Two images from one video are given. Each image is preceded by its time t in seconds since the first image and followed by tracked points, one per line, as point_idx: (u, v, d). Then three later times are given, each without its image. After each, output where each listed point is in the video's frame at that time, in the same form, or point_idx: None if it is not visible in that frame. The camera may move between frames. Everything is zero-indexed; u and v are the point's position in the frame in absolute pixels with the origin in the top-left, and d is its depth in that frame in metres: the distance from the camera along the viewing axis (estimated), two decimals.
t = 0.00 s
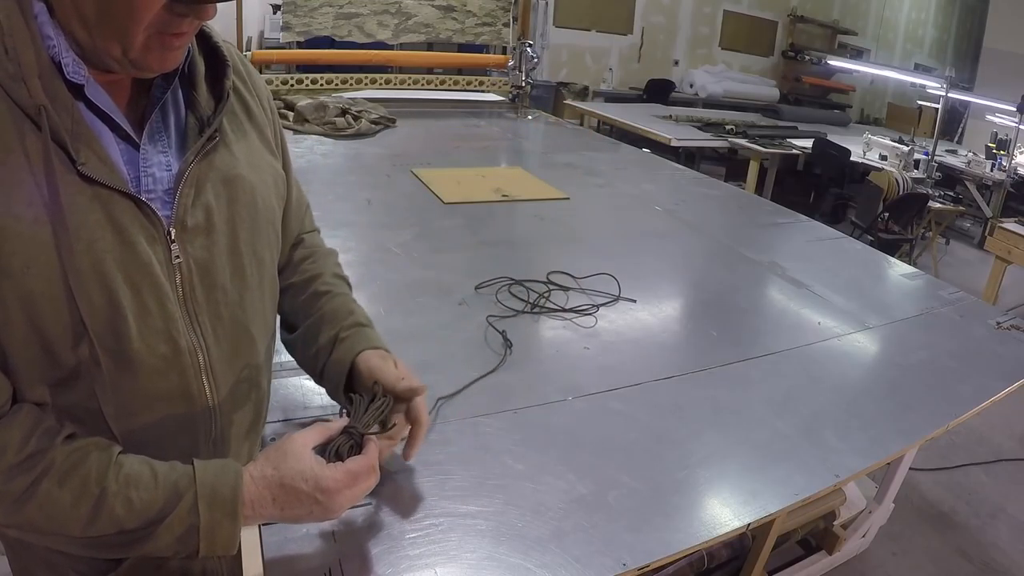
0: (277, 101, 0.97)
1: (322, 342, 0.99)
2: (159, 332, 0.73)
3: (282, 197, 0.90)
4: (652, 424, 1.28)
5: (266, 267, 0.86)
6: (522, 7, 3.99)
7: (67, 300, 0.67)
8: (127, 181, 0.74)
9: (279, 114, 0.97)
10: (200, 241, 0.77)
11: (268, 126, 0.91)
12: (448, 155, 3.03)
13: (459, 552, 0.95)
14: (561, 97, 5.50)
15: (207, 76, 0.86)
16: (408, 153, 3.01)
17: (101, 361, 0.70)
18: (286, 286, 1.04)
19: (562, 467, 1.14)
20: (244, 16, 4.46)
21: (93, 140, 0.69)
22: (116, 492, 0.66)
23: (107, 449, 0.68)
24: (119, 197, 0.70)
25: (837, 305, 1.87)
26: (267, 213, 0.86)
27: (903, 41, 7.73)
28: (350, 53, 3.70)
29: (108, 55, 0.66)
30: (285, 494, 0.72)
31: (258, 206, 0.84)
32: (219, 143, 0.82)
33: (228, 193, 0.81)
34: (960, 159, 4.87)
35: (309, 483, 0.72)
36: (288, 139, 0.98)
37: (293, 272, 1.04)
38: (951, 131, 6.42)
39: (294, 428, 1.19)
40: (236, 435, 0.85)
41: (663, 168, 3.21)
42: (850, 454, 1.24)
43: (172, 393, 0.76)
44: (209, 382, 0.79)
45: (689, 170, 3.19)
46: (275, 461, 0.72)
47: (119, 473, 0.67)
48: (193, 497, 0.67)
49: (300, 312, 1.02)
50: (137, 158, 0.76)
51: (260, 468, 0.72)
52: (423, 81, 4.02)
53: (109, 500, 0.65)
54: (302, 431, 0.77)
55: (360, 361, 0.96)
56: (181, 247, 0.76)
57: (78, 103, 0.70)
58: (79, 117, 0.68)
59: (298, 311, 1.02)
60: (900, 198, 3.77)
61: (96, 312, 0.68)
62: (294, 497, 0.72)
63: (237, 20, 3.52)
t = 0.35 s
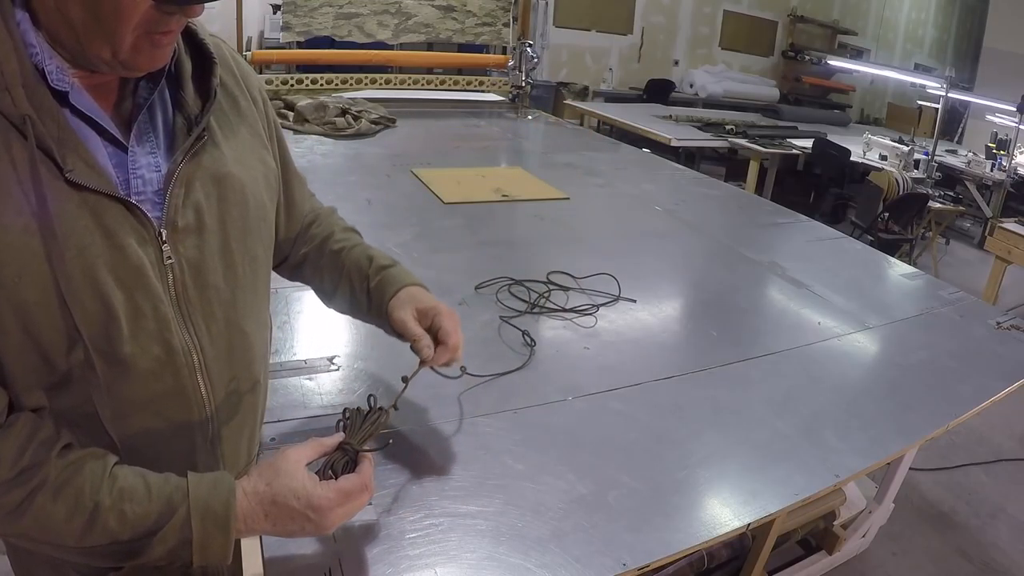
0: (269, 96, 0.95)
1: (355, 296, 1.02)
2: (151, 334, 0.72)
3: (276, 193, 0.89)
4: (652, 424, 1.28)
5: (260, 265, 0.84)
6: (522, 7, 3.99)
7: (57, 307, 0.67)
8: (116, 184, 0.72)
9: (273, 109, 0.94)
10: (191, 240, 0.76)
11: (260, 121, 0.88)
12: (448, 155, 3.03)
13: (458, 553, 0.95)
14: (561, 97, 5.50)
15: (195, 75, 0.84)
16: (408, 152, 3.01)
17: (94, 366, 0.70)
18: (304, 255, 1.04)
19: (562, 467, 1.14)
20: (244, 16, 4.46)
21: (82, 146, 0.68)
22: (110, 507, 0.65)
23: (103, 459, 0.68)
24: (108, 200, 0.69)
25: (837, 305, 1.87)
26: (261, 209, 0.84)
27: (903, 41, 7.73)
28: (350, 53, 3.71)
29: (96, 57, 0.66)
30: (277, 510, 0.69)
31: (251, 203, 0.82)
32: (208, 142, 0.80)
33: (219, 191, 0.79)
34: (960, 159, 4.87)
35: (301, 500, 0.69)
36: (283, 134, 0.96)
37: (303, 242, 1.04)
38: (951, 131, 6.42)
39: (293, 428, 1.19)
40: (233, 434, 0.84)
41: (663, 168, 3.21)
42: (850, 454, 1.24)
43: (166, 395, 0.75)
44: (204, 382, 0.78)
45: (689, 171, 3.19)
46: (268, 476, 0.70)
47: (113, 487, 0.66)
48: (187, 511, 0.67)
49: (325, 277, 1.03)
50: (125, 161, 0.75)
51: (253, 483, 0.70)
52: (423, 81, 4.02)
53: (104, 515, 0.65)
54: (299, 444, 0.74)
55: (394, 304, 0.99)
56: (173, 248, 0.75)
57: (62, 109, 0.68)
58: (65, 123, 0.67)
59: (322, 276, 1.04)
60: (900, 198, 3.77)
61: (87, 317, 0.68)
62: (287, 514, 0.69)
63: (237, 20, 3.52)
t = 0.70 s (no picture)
0: (263, 92, 0.92)
1: (374, 278, 1.02)
2: (140, 334, 0.70)
3: (270, 189, 0.87)
4: (652, 424, 1.28)
5: (253, 262, 0.82)
6: (522, 7, 3.99)
7: (43, 310, 0.65)
8: (103, 185, 0.70)
9: (267, 103, 0.92)
10: (180, 240, 0.74)
11: (251, 115, 0.86)
12: (447, 155, 3.03)
13: (458, 553, 0.95)
14: (561, 97, 5.50)
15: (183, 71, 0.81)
16: (408, 152, 3.01)
17: (83, 367, 0.69)
18: (313, 247, 1.03)
19: (562, 467, 1.14)
20: (244, 16, 4.46)
21: (66, 146, 0.66)
22: (99, 519, 0.65)
23: (94, 468, 0.67)
24: (93, 202, 0.68)
25: (837, 305, 1.87)
26: (253, 205, 0.82)
27: (903, 41, 7.73)
28: (350, 53, 3.71)
29: (83, 58, 0.64)
30: (266, 533, 0.69)
31: (242, 199, 0.80)
32: (196, 138, 0.78)
33: (208, 189, 0.77)
34: (960, 159, 4.88)
35: (289, 526, 0.69)
36: (278, 129, 0.95)
37: (311, 231, 1.02)
38: (951, 131, 6.42)
39: (293, 428, 1.19)
40: (228, 434, 0.82)
41: (663, 168, 3.21)
42: (850, 454, 1.24)
43: (158, 397, 0.73)
44: (197, 382, 0.76)
45: (689, 171, 3.19)
46: (258, 499, 0.70)
47: (103, 498, 0.66)
48: (175, 526, 0.67)
49: (338, 264, 1.03)
50: (111, 160, 0.73)
51: (243, 503, 0.70)
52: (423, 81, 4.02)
53: (93, 527, 0.65)
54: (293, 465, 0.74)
55: (419, 279, 1.00)
56: (162, 247, 0.73)
57: (44, 110, 0.66)
58: (49, 124, 0.65)
59: (335, 263, 1.03)
60: (900, 198, 3.77)
61: (75, 318, 0.67)
62: (274, 539, 0.69)
63: (237, 21, 3.52)
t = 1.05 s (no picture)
0: (255, 88, 0.91)
1: (398, 295, 1.00)
2: (134, 339, 0.70)
3: (265, 187, 0.85)
4: (652, 424, 1.28)
5: (248, 262, 0.81)
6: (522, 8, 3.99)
7: (35, 316, 0.65)
8: (90, 191, 0.69)
9: (260, 99, 0.91)
10: (171, 243, 0.73)
11: (244, 113, 0.85)
12: (447, 155, 3.03)
13: (458, 553, 0.95)
14: (561, 97, 5.50)
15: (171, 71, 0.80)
16: (408, 152, 3.01)
17: (77, 373, 0.68)
18: (331, 258, 1.00)
19: (562, 467, 1.14)
20: (244, 16, 4.46)
21: (53, 151, 0.65)
22: (96, 532, 0.65)
23: (92, 479, 0.67)
24: (84, 208, 0.67)
25: (837, 305, 1.87)
26: (247, 204, 0.81)
27: (903, 41, 7.73)
28: (350, 53, 3.71)
29: (63, 60, 0.62)
30: (260, 554, 0.69)
31: (236, 199, 0.79)
32: (187, 137, 0.77)
33: (199, 190, 0.76)
34: (960, 159, 4.88)
35: (284, 554, 0.68)
36: (271, 125, 0.92)
37: (328, 243, 1.00)
38: (951, 131, 6.42)
39: (293, 428, 1.19)
40: (225, 435, 0.82)
41: (663, 168, 3.21)
42: (850, 454, 1.24)
43: (153, 400, 0.73)
44: (192, 385, 0.76)
45: (689, 171, 3.19)
46: (255, 519, 0.69)
47: (100, 511, 0.66)
48: (171, 540, 0.67)
49: (356, 278, 1.01)
50: (98, 164, 0.72)
51: (240, 520, 0.70)
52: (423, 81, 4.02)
53: (90, 540, 0.65)
54: (295, 487, 0.73)
55: (452, 288, 0.99)
56: (153, 251, 0.72)
57: (30, 115, 0.65)
58: (35, 129, 0.65)
59: (353, 278, 1.01)
60: (900, 198, 3.77)
61: (67, 324, 0.66)
62: (268, 561, 0.69)
63: (237, 21, 3.52)
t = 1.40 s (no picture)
0: (247, 86, 0.90)
1: (409, 307, 0.96)
2: (127, 342, 0.70)
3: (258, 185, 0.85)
4: (652, 424, 1.28)
5: (241, 262, 0.81)
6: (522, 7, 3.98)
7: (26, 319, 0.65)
8: (80, 192, 0.69)
9: (252, 96, 0.90)
10: (162, 244, 0.73)
11: (235, 110, 0.84)
12: (447, 155, 3.03)
13: (459, 553, 0.95)
14: (561, 97, 5.50)
15: (159, 70, 0.80)
16: (408, 152, 3.01)
17: (68, 377, 0.68)
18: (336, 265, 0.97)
19: (562, 467, 1.14)
20: (244, 16, 4.46)
21: (42, 152, 0.65)
22: (90, 536, 0.65)
23: (85, 483, 0.67)
24: (75, 210, 0.66)
25: (837, 305, 1.87)
26: (239, 202, 0.80)
27: (903, 41, 7.73)
28: (350, 53, 3.71)
29: (59, 54, 0.62)
30: (254, 561, 0.69)
31: (228, 198, 0.79)
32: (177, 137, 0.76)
33: (190, 190, 0.76)
34: (960, 159, 4.87)
35: (277, 563, 0.68)
36: (266, 123, 0.91)
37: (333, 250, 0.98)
38: (951, 131, 6.42)
39: (294, 428, 1.19)
40: (220, 436, 0.82)
41: (663, 168, 3.21)
42: (850, 454, 1.24)
43: (145, 403, 0.73)
44: (185, 386, 0.75)
45: (689, 171, 3.19)
46: (249, 526, 0.69)
47: (93, 516, 0.66)
48: (165, 544, 0.67)
49: (362, 285, 0.97)
50: (88, 165, 0.71)
51: (233, 526, 0.69)
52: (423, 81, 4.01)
53: (84, 544, 0.65)
54: (290, 495, 0.72)
55: (484, 299, 0.94)
56: (144, 252, 0.72)
57: (18, 116, 0.65)
58: (23, 130, 0.64)
59: (359, 287, 0.98)
60: (900, 198, 3.77)
61: (57, 328, 0.66)
62: (263, 567, 0.69)
63: (237, 21, 3.52)
